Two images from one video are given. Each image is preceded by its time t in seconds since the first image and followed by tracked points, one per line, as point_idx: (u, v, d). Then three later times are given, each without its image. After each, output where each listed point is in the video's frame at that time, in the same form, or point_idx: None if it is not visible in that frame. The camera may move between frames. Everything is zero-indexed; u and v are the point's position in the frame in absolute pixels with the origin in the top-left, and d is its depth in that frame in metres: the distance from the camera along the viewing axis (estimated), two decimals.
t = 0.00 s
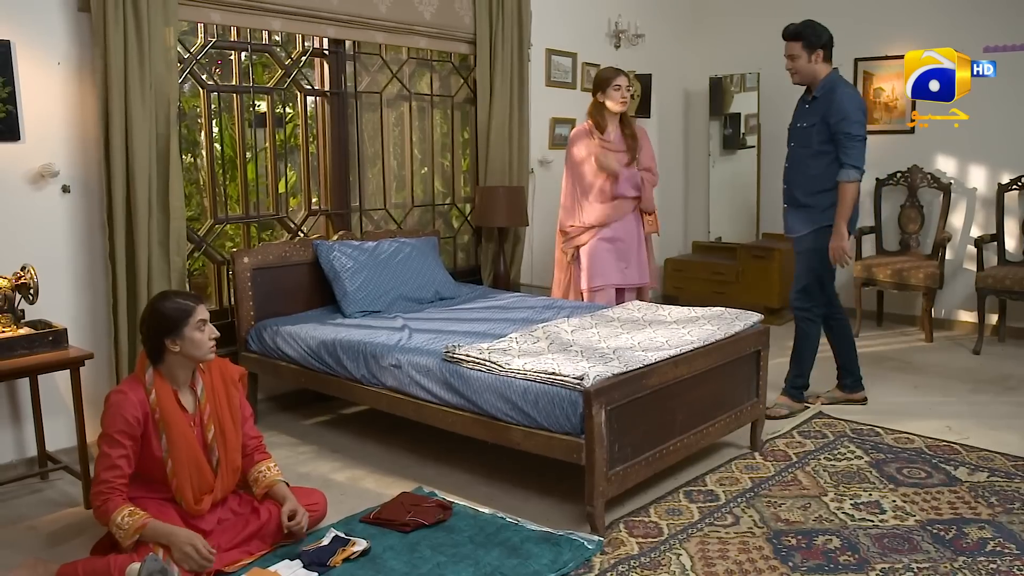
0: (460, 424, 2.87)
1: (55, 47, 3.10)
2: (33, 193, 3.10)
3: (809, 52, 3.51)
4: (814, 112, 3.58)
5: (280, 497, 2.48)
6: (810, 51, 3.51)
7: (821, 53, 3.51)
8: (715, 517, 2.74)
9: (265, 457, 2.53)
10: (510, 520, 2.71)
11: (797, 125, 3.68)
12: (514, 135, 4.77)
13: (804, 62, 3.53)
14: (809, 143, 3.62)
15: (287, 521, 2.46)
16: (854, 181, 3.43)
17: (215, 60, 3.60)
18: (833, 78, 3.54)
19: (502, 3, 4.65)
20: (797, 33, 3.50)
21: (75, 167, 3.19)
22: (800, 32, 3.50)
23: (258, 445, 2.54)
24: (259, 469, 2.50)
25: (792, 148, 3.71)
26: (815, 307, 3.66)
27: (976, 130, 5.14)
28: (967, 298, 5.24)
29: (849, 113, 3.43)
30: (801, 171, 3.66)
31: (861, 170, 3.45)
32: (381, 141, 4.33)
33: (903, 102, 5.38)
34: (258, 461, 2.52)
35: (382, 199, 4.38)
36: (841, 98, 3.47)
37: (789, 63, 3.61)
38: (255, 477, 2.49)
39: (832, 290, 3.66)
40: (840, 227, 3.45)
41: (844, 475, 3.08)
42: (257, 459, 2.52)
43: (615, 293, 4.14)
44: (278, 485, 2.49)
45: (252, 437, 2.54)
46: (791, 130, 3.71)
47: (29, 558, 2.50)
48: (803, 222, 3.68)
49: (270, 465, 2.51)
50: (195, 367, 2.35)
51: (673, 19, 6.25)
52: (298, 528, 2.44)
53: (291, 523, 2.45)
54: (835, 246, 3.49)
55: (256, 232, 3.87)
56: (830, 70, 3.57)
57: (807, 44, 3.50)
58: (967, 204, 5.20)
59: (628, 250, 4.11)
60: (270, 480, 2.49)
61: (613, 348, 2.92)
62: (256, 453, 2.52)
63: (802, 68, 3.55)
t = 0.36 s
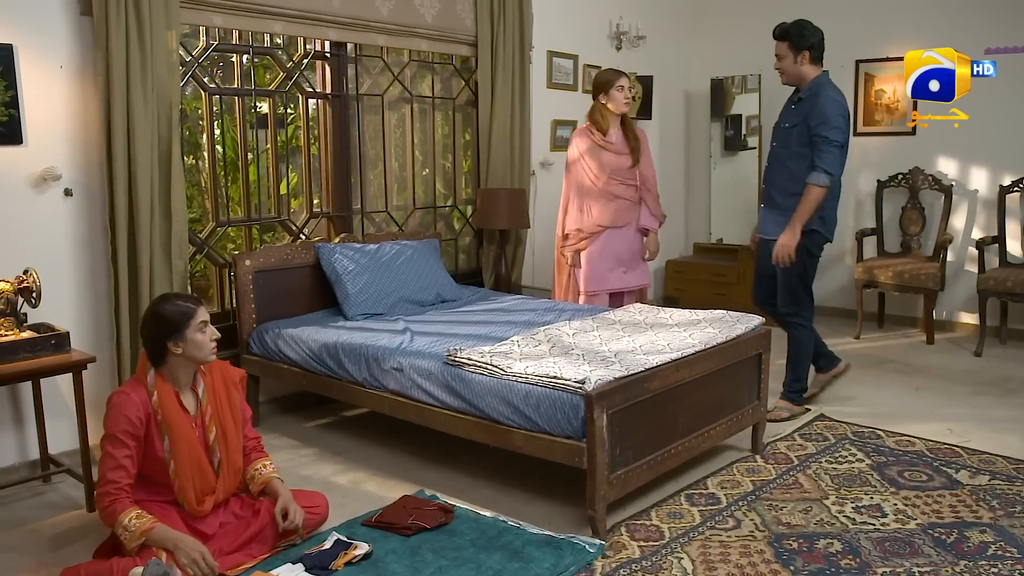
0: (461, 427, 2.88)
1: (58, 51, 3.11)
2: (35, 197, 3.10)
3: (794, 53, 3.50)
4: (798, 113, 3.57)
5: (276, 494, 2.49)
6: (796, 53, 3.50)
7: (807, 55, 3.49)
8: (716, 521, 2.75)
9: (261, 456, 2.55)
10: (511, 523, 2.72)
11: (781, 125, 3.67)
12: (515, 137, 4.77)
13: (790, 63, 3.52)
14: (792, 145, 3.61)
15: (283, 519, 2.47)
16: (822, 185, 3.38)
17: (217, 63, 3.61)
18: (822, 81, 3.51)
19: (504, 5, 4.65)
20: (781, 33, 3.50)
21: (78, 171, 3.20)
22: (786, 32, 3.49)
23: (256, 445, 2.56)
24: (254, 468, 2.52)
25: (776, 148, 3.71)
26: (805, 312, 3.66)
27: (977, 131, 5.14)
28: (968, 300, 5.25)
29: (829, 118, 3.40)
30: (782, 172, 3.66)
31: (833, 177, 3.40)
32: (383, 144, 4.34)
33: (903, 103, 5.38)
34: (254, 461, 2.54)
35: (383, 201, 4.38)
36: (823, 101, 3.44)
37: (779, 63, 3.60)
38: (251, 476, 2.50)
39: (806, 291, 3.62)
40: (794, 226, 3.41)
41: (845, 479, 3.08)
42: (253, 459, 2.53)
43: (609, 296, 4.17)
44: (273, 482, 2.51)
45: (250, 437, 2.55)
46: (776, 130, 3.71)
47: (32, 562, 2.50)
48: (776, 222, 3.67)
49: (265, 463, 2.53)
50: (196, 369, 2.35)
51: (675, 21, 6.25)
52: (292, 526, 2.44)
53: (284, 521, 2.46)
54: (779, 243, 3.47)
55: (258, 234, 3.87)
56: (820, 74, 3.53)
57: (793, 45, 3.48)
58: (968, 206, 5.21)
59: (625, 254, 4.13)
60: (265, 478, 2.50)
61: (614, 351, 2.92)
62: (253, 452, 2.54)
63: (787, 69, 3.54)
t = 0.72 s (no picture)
0: (463, 430, 2.88)
1: (60, 54, 3.11)
2: (37, 199, 3.11)
3: (794, 53, 3.47)
4: (789, 115, 3.57)
5: (277, 500, 2.49)
6: (794, 53, 3.47)
7: (804, 54, 3.49)
8: (717, 524, 2.75)
9: (262, 461, 2.56)
10: (513, 526, 2.72)
11: (772, 126, 3.67)
12: (517, 139, 4.77)
13: (789, 63, 3.48)
14: (784, 146, 3.62)
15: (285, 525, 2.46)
16: (819, 189, 3.40)
17: (218, 65, 3.61)
18: (812, 84, 3.52)
19: (505, 7, 4.66)
20: (777, 35, 3.43)
21: (80, 174, 3.21)
22: (784, 33, 3.42)
23: (257, 450, 2.57)
24: (256, 473, 2.52)
25: (765, 149, 3.71)
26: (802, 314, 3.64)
27: (978, 131, 5.14)
28: (969, 302, 5.25)
29: (825, 121, 3.41)
30: (774, 173, 3.67)
31: (830, 179, 3.42)
32: (384, 145, 4.34)
33: (905, 104, 5.38)
34: (255, 465, 2.54)
35: (385, 203, 4.39)
36: (818, 104, 3.44)
37: (770, 64, 3.54)
38: (252, 481, 2.51)
39: (802, 292, 3.61)
40: (793, 228, 3.42)
41: (847, 481, 3.08)
42: (255, 463, 2.54)
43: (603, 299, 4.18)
44: (273, 488, 2.51)
45: (251, 441, 2.56)
46: (764, 131, 3.72)
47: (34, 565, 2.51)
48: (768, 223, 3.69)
49: (266, 468, 2.53)
50: (199, 369, 2.36)
51: (677, 22, 6.26)
52: (298, 531, 2.45)
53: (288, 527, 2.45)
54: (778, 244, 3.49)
55: (260, 237, 3.88)
56: (809, 76, 3.55)
57: (793, 45, 3.44)
58: (969, 207, 5.21)
59: (622, 257, 4.13)
60: (266, 484, 2.50)
61: (616, 354, 2.92)
62: (254, 457, 2.54)
63: (786, 69, 3.50)
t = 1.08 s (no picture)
0: (464, 433, 2.88)
1: (62, 57, 3.12)
2: (39, 202, 3.11)
3: (784, 57, 3.47)
4: (783, 115, 3.56)
5: (278, 503, 2.47)
6: (783, 57, 3.48)
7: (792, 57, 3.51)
8: (718, 526, 2.75)
9: (265, 464, 2.54)
10: (514, 529, 2.72)
11: (762, 126, 3.64)
12: (518, 140, 4.78)
13: (780, 67, 3.48)
14: (780, 146, 3.59)
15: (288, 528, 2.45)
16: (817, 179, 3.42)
17: (220, 67, 3.62)
18: (801, 85, 3.55)
19: (507, 8, 4.66)
20: (765, 40, 3.43)
21: (82, 176, 3.21)
22: (774, 37, 3.42)
23: (260, 451, 2.56)
24: (259, 475, 2.51)
25: (756, 150, 3.67)
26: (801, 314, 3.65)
27: (978, 131, 5.14)
28: (970, 303, 5.25)
29: (825, 120, 3.45)
30: (768, 174, 3.64)
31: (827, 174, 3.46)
32: (386, 147, 4.35)
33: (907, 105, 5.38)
34: (258, 467, 2.53)
35: (386, 204, 4.39)
36: (815, 104, 3.48)
37: (758, 69, 3.53)
38: (255, 483, 2.50)
39: (800, 290, 3.64)
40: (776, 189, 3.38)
41: (848, 483, 3.08)
42: (258, 465, 2.53)
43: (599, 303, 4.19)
44: (276, 490, 2.49)
45: (254, 443, 2.56)
46: (752, 132, 3.69)
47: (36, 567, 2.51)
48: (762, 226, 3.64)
49: (270, 470, 2.52)
50: (201, 371, 2.36)
51: (678, 23, 6.26)
52: (300, 533, 2.43)
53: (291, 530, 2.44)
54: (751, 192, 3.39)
55: (261, 238, 3.88)
56: (794, 77, 3.58)
57: (783, 49, 3.45)
58: (971, 209, 5.21)
59: (620, 260, 4.14)
60: (269, 485, 2.49)
61: (617, 356, 2.93)
62: (258, 459, 2.54)
63: (775, 73, 3.50)
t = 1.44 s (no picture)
0: (466, 436, 2.88)
1: (63, 59, 3.12)
2: (40, 204, 3.12)
3: (757, 64, 3.48)
4: (774, 118, 3.56)
5: (282, 505, 2.49)
6: (757, 64, 3.49)
7: (769, 64, 3.49)
8: (719, 529, 2.75)
9: (268, 466, 2.56)
10: (515, 531, 2.73)
11: (754, 130, 3.63)
12: (519, 141, 4.78)
13: (752, 74, 3.50)
14: (774, 149, 3.58)
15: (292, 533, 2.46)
16: (814, 179, 3.47)
17: (221, 69, 3.62)
18: (788, 87, 3.55)
19: (507, 10, 4.66)
20: (744, 46, 3.44)
21: (83, 178, 3.21)
22: (748, 44, 3.44)
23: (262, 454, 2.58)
24: (262, 477, 2.52)
25: (749, 153, 3.67)
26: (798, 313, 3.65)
27: (978, 132, 5.15)
28: (971, 304, 5.25)
29: (818, 120, 3.48)
30: (764, 177, 3.63)
31: (824, 173, 3.50)
32: (387, 148, 4.35)
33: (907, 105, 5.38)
34: (261, 470, 2.54)
35: (387, 206, 4.39)
36: (807, 105, 3.50)
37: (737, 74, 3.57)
38: (258, 486, 2.51)
39: (795, 290, 3.64)
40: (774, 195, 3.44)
41: (849, 485, 3.09)
42: (260, 468, 2.54)
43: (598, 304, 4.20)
44: (279, 492, 2.51)
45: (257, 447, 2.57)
46: (743, 135, 3.68)
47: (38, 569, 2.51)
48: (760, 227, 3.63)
49: (272, 473, 2.53)
50: (203, 375, 2.36)
51: (679, 24, 6.26)
52: (308, 541, 2.46)
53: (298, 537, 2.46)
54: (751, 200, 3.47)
55: (262, 240, 3.88)
56: (779, 78, 3.57)
57: (755, 56, 3.47)
58: (972, 209, 5.20)
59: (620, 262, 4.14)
60: (272, 488, 2.51)
61: (618, 359, 2.93)
62: (260, 462, 2.55)
63: (750, 79, 3.52)
